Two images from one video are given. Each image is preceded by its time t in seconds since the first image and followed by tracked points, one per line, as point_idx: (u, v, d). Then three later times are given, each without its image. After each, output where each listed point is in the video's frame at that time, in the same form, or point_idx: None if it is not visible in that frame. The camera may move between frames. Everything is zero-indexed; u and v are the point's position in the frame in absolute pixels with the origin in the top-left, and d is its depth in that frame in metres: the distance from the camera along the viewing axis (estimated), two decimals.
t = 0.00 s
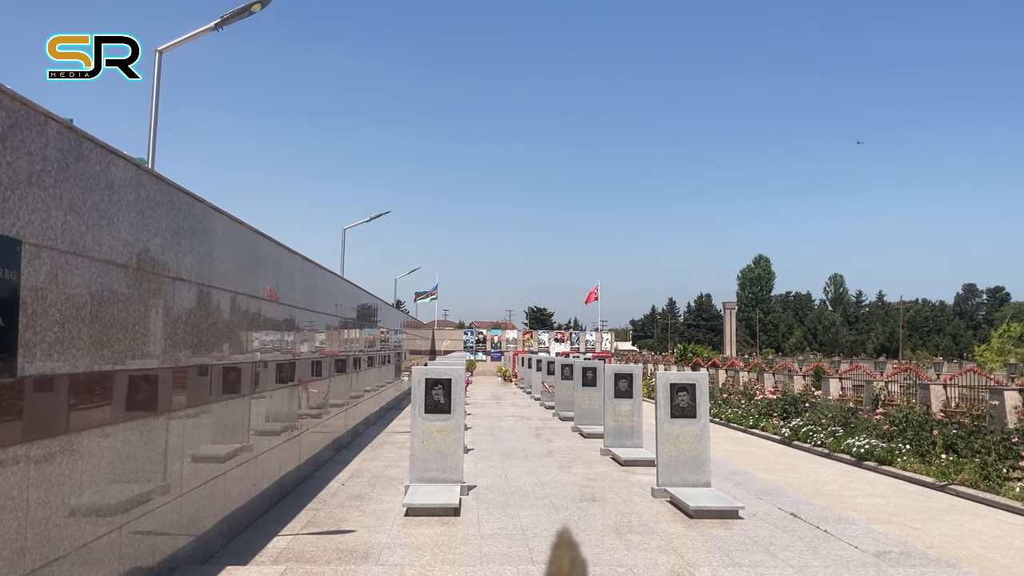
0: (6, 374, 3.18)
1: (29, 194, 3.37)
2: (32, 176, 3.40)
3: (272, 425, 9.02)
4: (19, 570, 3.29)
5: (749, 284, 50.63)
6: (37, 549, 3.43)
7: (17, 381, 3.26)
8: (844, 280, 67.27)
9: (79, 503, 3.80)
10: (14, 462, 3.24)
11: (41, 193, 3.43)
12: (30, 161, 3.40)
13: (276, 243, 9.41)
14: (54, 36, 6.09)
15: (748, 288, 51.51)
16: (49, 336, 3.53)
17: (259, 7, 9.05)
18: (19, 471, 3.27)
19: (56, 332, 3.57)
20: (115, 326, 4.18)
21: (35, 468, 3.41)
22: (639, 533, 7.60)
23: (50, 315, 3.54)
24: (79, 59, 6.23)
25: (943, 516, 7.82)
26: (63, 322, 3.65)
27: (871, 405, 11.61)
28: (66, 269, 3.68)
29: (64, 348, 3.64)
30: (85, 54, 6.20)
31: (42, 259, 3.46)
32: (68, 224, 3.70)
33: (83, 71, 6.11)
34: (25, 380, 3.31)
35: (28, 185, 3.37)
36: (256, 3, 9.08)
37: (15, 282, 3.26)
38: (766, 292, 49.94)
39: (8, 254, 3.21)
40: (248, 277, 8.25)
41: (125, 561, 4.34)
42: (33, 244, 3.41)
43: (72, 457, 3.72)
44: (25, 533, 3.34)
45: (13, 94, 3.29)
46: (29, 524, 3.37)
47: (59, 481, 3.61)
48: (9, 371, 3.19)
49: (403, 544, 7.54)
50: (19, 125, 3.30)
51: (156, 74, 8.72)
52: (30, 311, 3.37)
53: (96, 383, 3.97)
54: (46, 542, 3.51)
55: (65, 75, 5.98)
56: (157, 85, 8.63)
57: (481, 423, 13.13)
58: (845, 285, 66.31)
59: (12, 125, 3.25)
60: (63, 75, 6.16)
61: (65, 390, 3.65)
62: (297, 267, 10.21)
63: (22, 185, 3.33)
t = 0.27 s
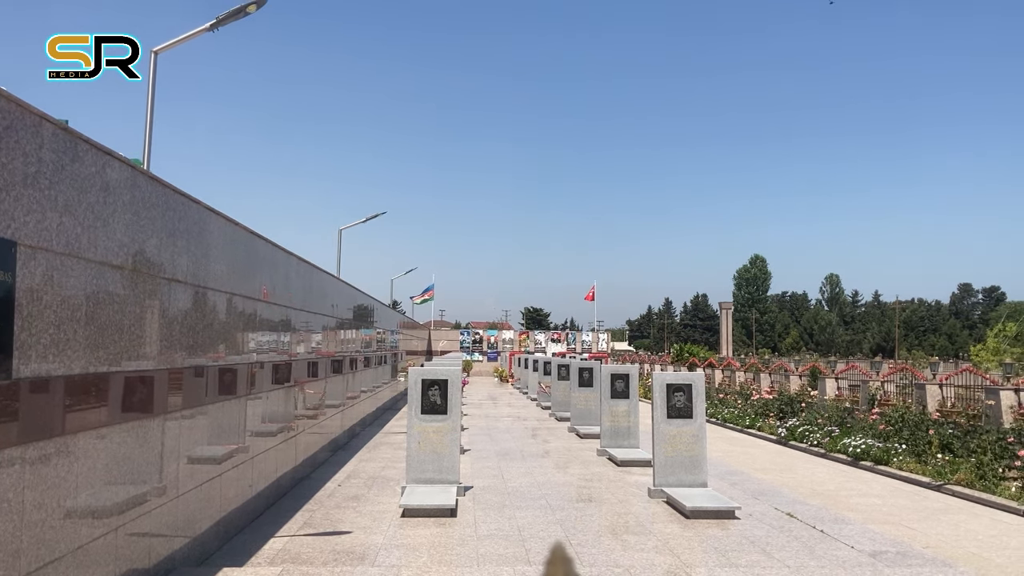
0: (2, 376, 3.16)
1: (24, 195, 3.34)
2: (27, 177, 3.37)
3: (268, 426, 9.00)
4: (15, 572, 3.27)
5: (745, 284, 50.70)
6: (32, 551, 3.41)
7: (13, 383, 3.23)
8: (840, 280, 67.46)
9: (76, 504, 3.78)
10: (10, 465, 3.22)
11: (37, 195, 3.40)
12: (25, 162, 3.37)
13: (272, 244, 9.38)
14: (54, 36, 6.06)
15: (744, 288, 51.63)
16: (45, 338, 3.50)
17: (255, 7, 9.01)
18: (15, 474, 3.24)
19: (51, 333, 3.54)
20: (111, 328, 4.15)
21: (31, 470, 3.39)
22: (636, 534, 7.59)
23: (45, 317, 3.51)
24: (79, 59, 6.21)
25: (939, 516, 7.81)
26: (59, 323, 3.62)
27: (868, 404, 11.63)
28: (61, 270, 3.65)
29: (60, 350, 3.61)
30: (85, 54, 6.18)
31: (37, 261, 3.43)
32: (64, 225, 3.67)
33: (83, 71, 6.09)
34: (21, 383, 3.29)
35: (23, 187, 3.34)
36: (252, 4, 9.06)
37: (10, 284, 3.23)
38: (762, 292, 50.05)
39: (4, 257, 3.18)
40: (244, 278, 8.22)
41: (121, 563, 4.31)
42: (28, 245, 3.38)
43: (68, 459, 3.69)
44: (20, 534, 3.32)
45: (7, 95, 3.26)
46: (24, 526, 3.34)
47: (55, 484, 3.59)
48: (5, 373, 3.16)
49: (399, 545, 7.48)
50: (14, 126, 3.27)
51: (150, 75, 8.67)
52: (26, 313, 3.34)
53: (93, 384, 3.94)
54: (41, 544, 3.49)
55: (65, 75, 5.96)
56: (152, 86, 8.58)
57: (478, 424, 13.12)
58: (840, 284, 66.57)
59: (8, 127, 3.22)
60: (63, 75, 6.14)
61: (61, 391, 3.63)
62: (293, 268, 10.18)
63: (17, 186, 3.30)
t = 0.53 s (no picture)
0: None
1: (21, 196, 3.33)
2: (24, 178, 3.36)
3: (265, 426, 8.99)
4: (11, 574, 3.26)
5: (743, 283, 50.72)
6: (29, 552, 3.40)
7: (10, 384, 3.22)
8: (837, 279, 67.53)
9: (73, 505, 3.77)
10: (7, 466, 3.21)
11: (34, 196, 3.39)
12: (22, 163, 3.36)
13: (269, 244, 9.37)
14: (54, 36, 6.05)
15: (741, 288, 51.71)
16: (42, 338, 3.49)
17: (253, 7, 9.00)
18: (13, 475, 3.24)
19: (48, 334, 3.53)
20: (108, 329, 4.13)
21: (28, 471, 3.38)
22: (633, 534, 7.59)
23: (43, 317, 3.50)
24: (79, 59, 6.19)
25: (936, 515, 7.82)
26: (56, 324, 3.60)
27: (865, 404, 11.64)
28: (58, 271, 3.64)
29: (57, 350, 3.60)
30: (84, 54, 6.16)
31: (34, 262, 3.42)
32: (61, 226, 3.65)
33: (83, 71, 6.07)
34: (19, 383, 3.28)
35: (20, 188, 3.33)
36: (250, 4, 9.04)
37: (7, 285, 3.22)
38: (759, 292, 50.11)
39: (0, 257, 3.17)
40: (242, 278, 8.21)
41: (118, 564, 4.30)
42: (25, 246, 3.36)
43: (65, 460, 3.69)
44: (18, 535, 3.31)
45: (4, 96, 3.24)
46: (22, 527, 3.34)
47: (53, 485, 3.58)
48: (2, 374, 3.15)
49: (397, 545, 7.48)
50: (11, 127, 3.25)
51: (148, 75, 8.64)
52: (22, 314, 3.33)
53: (90, 384, 3.93)
54: (39, 544, 3.48)
55: (65, 75, 5.94)
56: (149, 86, 8.56)
57: (475, 424, 13.12)
58: (837, 283, 66.64)
59: (4, 127, 3.21)
60: (63, 75, 6.12)
61: (59, 391, 3.61)
62: (290, 268, 10.17)
63: (14, 187, 3.28)
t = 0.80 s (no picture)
0: None
1: (18, 196, 3.31)
2: (21, 178, 3.34)
3: (263, 426, 8.98)
4: (9, 575, 3.25)
5: (741, 282, 50.76)
6: (26, 553, 3.38)
7: (7, 384, 3.21)
8: (835, 278, 67.57)
9: (70, 506, 3.76)
10: (4, 466, 3.20)
11: (31, 196, 3.38)
12: (19, 163, 3.34)
13: (267, 244, 9.36)
14: (55, 36, 6.04)
15: (739, 288, 51.76)
16: (39, 338, 3.48)
17: (251, 7, 8.98)
18: (10, 475, 3.23)
19: (46, 334, 3.52)
20: (106, 329, 4.12)
21: (25, 472, 3.36)
22: (631, 534, 7.59)
23: (40, 318, 3.48)
24: (79, 59, 6.18)
25: (934, 514, 7.82)
26: (53, 325, 3.59)
27: (862, 403, 11.64)
28: (55, 272, 3.62)
29: (55, 351, 3.59)
30: (84, 54, 6.14)
31: (30, 262, 3.40)
32: (57, 226, 3.64)
33: (83, 71, 6.06)
34: (16, 384, 3.27)
35: (17, 188, 3.31)
36: (247, 4, 9.02)
37: (4, 285, 3.21)
38: (757, 291, 50.14)
39: None
40: (239, 278, 8.19)
41: (116, 564, 4.29)
42: (22, 247, 3.35)
43: (62, 460, 3.67)
44: (15, 535, 3.29)
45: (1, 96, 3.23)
46: (19, 527, 3.32)
47: (50, 485, 3.57)
48: None
49: (395, 545, 7.47)
50: (7, 127, 3.24)
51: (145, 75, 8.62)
52: (19, 314, 3.31)
53: (87, 384, 3.92)
54: (37, 545, 3.47)
55: (65, 75, 5.92)
56: (146, 86, 8.53)
57: (473, 423, 13.12)
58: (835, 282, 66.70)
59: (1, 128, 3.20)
60: (63, 76, 6.10)
61: (56, 392, 3.60)
62: (288, 268, 10.16)
63: (11, 187, 3.27)
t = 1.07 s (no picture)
0: None
1: (16, 196, 3.30)
2: (19, 177, 3.34)
3: (261, 425, 8.96)
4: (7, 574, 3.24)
5: (739, 281, 50.77)
6: (25, 552, 3.38)
7: (5, 384, 3.20)
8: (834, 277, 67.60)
9: (68, 505, 3.75)
10: (2, 466, 3.20)
11: (29, 196, 3.37)
12: (17, 163, 3.33)
13: (266, 243, 9.35)
14: (55, 36, 6.02)
15: (738, 287, 51.77)
16: (37, 338, 3.47)
17: (249, 6, 8.96)
18: (8, 475, 3.22)
19: (43, 333, 3.51)
20: (104, 329, 4.11)
21: (23, 471, 3.36)
22: (630, 533, 7.60)
23: (38, 317, 3.47)
24: (79, 59, 6.17)
25: (932, 513, 7.82)
26: (51, 324, 3.58)
27: (861, 402, 11.65)
28: (53, 271, 3.61)
29: (53, 350, 3.58)
30: (84, 54, 6.13)
31: (28, 261, 3.39)
32: (55, 226, 3.63)
33: (83, 71, 6.05)
34: (14, 383, 3.26)
35: (15, 188, 3.30)
36: (245, 3, 9.00)
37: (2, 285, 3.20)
38: (755, 290, 50.15)
39: None
40: (238, 277, 8.17)
41: (114, 564, 4.28)
42: (20, 246, 3.34)
43: (60, 460, 3.66)
44: (13, 535, 3.29)
45: None
46: (17, 527, 3.31)
47: (47, 485, 3.56)
48: None
49: (393, 544, 7.46)
50: (5, 126, 3.23)
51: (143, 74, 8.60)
52: (17, 314, 3.30)
53: (85, 384, 3.91)
54: (35, 544, 3.46)
55: (65, 75, 5.90)
56: (144, 85, 8.51)
57: (472, 423, 13.12)
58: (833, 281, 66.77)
59: None
60: (63, 76, 6.09)
61: (54, 391, 3.60)
62: (287, 267, 10.15)
63: (9, 187, 3.26)
